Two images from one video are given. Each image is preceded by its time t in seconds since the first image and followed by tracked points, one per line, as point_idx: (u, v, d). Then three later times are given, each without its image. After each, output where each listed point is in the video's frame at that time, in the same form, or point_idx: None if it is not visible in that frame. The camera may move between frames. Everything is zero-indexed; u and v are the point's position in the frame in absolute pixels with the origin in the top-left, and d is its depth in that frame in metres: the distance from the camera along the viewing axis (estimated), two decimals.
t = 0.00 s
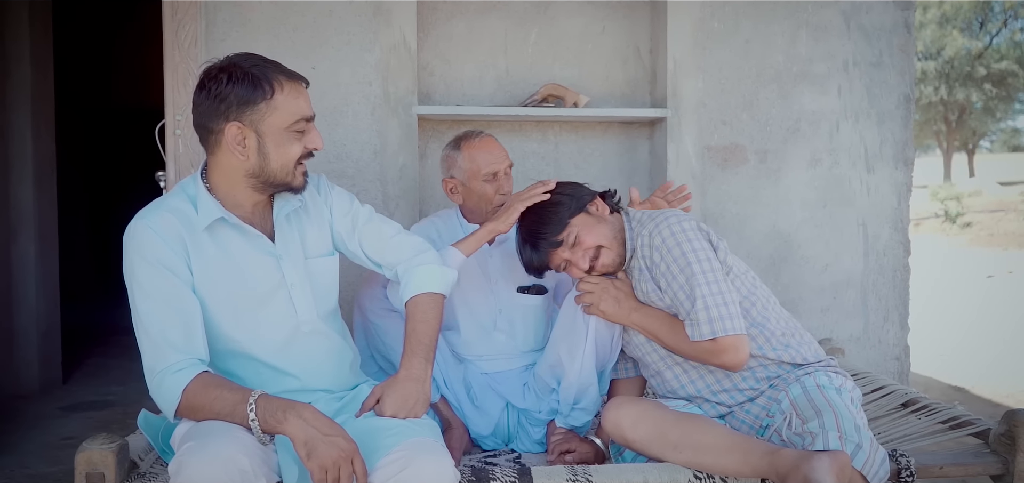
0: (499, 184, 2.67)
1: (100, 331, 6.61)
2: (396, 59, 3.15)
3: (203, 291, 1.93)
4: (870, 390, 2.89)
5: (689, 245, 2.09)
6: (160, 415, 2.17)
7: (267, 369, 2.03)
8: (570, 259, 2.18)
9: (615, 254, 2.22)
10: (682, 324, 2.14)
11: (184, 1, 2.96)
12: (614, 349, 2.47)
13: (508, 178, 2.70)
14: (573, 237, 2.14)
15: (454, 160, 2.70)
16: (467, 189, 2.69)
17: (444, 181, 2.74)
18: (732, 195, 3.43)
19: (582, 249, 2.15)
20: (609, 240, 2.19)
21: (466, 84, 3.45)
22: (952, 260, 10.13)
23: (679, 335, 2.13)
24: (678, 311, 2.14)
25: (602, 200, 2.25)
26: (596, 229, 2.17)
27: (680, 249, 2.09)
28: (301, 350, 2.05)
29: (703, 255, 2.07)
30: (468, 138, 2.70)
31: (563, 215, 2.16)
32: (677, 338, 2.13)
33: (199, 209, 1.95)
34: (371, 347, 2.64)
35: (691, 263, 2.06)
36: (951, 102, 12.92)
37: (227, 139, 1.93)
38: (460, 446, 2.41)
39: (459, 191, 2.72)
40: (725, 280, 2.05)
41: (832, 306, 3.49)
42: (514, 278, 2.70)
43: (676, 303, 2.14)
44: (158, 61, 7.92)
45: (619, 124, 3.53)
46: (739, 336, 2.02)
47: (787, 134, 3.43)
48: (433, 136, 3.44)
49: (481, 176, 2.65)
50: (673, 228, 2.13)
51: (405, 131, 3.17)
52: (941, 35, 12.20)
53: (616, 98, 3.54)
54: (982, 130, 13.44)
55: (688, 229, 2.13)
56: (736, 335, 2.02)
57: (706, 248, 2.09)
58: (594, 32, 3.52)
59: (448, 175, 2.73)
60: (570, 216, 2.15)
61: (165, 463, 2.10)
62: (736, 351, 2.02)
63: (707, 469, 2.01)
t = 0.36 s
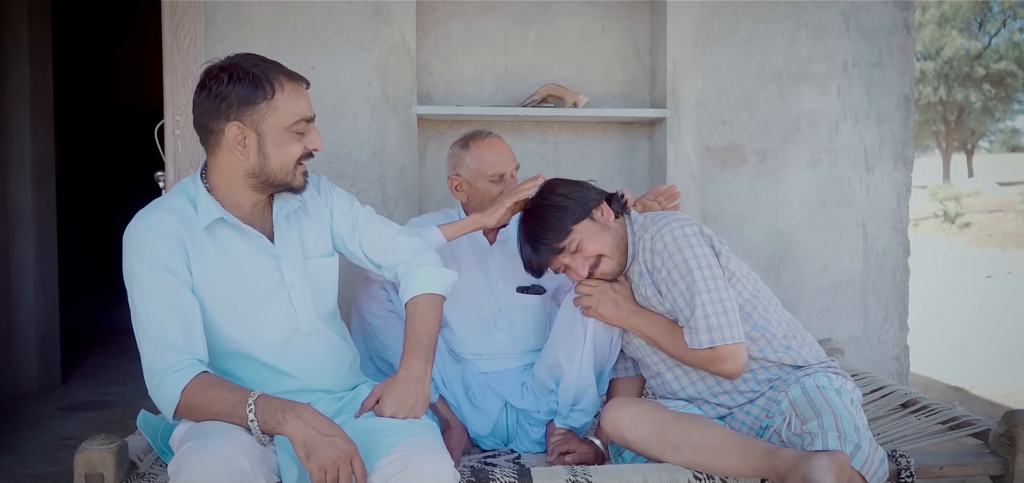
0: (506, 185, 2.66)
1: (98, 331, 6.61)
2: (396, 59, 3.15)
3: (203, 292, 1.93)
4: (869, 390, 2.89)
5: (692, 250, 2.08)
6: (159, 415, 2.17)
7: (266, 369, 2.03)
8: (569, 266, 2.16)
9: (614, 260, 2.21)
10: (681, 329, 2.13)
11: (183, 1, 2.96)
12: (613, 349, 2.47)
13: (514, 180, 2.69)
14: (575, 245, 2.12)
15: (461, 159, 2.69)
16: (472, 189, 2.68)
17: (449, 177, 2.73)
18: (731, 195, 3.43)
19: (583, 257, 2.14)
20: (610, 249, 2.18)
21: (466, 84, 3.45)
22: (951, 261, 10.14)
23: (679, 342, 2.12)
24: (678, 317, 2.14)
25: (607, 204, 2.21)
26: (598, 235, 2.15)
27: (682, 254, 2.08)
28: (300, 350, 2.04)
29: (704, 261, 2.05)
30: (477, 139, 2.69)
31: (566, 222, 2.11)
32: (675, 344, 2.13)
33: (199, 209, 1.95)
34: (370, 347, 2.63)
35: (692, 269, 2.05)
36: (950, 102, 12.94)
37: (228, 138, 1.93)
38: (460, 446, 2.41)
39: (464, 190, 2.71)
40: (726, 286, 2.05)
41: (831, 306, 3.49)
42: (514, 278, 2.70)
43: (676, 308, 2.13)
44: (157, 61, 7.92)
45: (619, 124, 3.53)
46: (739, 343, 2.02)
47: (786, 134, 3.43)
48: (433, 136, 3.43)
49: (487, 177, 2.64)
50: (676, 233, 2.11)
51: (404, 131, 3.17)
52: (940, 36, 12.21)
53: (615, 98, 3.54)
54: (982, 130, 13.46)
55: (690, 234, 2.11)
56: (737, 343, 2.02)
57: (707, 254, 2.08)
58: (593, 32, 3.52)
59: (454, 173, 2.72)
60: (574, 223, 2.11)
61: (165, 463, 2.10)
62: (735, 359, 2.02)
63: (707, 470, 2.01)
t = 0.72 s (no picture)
0: (509, 187, 2.65)
1: (97, 331, 6.60)
2: (395, 59, 3.15)
3: (201, 293, 1.93)
4: (869, 390, 2.89)
5: (695, 254, 2.07)
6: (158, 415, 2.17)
7: (265, 369, 2.03)
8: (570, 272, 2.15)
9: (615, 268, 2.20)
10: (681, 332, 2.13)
11: (182, 1, 2.96)
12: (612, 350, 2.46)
13: (517, 182, 2.68)
14: (577, 252, 2.09)
15: (465, 159, 2.69)
16: (475, 190, 2.68)
17: (453, 178, 2.73)
18: (730, 195, 3.43)
19: (585, 264, 2.12)
20: (612, 257, 2.17)
21: (465, 84, 3.45)
22: (950, 260, 10.15)
23: (679, 346, 2.12)
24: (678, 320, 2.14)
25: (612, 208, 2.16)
26: (602, 243, 2.13)
27: (685, 257, 2.07)
28: (299, 351, 2.04)
29: (707, 266, 2.05)
30: (482, 139, 2.69)
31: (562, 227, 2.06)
32: (675, 347, 2.13)
33: (196, 210, 1.94)
34: (370, 348, 2.64)
35: (694, 273, 2.05)
36: (948, 102, 12.96)
37: (225, 140, 1.93)
38: (459, 446, 2.41)
39: (467, 190, 2.71)
40: (728, 291, 2.04)
41: (830, 306, 3.49)
42: (514, 278, 2.70)
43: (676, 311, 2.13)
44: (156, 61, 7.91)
45: (618, 124, 3.53)
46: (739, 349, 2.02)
47: (785, 134, 3.43)
48: (432, 136, 3.43)
49: (490, 178, 2.63)
50: (679, 236, 2.11)
51: (403, 131, 3.17)
52: (938, 36, 12.22)
53: (614, 98, 3.54)
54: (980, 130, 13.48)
55: (693, 237, 2.10)
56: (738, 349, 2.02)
57: (710, 258, 2.07)
58: (592, 32, 3.52)
59: (458, 173, 2.72)
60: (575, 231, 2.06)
61: (163, 464, 2.09)
62: (737, 364, 2.03)
63: (706, 470, 2.01)
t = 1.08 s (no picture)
0: (501, 189, 2.65)
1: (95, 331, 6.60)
2: (393, 60, 3.15)
3: (196, 293, 1.93)
4: (867, 391, 2.89)
5: (703, 255, 2.05)
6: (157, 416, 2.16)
7: (262, 369, 2.03)
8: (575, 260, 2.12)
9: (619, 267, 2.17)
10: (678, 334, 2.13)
11: (181, 1, 2.97)
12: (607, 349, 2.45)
13: (510, 184, 2.67)
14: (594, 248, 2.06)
15: (457, 162, 2.69)
16: (467, 192, 2.67)
17: (445, 180, 2.73)
18: (729, 196, 3.43)
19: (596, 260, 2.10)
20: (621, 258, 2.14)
21: (463, 84, 3.45)
22: (948, 261, 10.16)
23: (675, 348, 2.11)
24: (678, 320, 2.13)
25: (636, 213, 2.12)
26: (618, 246, 2.10)
27: (692, 257, 2.05)
28: (296, 350, 2.04)
29: (714, 268, 2.03)
30: (474, 142, 2.69)
31: (590, 207, 2.01)
32: (669, 346, 2.12)
33: (190, 210, 1.95)
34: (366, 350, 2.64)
35: (699, 274, 2.03)
36: (947, 102, 12.97)
37: (217, 142, 1.93)
38: (458, 447, 2.40)
39: (460, 192, 2.70)
40: (731, 294, 2.03)
41: (829, 307, 3.49)
42: (510, 282, 2.73)
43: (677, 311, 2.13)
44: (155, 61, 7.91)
45: (617, 125, 3.54)
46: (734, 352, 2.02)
47: (783, 134, 3.43)
48: (430, 136, 3.43)
49: (482, 181, 2.63)
50: (688, 235, 2.08)
51: (401, 131, 3.17)
52: (937, 36, 12.22)
53: (613, 99, 3.54)
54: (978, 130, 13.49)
55: (702, 237, 2.08)
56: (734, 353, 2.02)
57: (717, 259, 2.05)
58: (591, 32, 3.52)
59: (451, 175, 2.72)
60: (602, 229, 2.03)
61: (162, 465, 2.09)
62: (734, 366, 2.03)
63: (704, 470, 2.01)
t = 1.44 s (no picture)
0: (503, 186, 2.63)
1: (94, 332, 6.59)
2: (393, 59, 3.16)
3: (190, 286, 1.92)
4: (866, 390, 2.89)
5: (727, 251, 2.04)
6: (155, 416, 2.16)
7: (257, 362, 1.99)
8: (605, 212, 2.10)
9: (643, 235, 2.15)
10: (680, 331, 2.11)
11: (180, 1, 2.97)
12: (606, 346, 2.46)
13: (512, 181, 2.66)
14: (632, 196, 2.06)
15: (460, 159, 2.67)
16: (469, 190, 2.66)
17: (448, 177, 2.72)
18: (728, 195, 3.43)
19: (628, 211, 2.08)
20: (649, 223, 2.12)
21: (463, 84, 3.45)
22: (948, 260, 10.17)
23: (677, 346, 2.09)
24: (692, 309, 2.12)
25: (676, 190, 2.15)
26: (652, 205, 2.10)
27: (718, 253, 2.05)
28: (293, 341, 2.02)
29: (736, 265, 2.03)
30: (476, 139, 2.68)
31: (651, 150, 2.07)
32: (672, 346, 2.10)
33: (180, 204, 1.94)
34: (365, 349, 2.66)
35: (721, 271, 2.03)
36: (946, 102, 12.98)
37: (209, 139, 1.93)
38: (457, 446, 2.41)
39: (462, 190, 2.69)
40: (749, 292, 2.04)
41: (828, 306, 3.49)
42: (511, 281, 2.74)
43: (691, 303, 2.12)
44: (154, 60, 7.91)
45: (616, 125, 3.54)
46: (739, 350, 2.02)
47: (783, 134, 3.43)
48: (429, 136, 3.44)
49: (484, 177, 2.61)
50: (718, 230, 2.07)
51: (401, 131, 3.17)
52: (936, 36, 12.22)
53: (612, 99, 3.54)
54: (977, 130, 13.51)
55: (731, 234, 2.07)
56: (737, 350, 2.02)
57: (741, 258, 2.05)
58: (590, 32, 3.52)
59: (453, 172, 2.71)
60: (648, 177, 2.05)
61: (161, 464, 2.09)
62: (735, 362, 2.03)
63: (704, 470, 2.01)
